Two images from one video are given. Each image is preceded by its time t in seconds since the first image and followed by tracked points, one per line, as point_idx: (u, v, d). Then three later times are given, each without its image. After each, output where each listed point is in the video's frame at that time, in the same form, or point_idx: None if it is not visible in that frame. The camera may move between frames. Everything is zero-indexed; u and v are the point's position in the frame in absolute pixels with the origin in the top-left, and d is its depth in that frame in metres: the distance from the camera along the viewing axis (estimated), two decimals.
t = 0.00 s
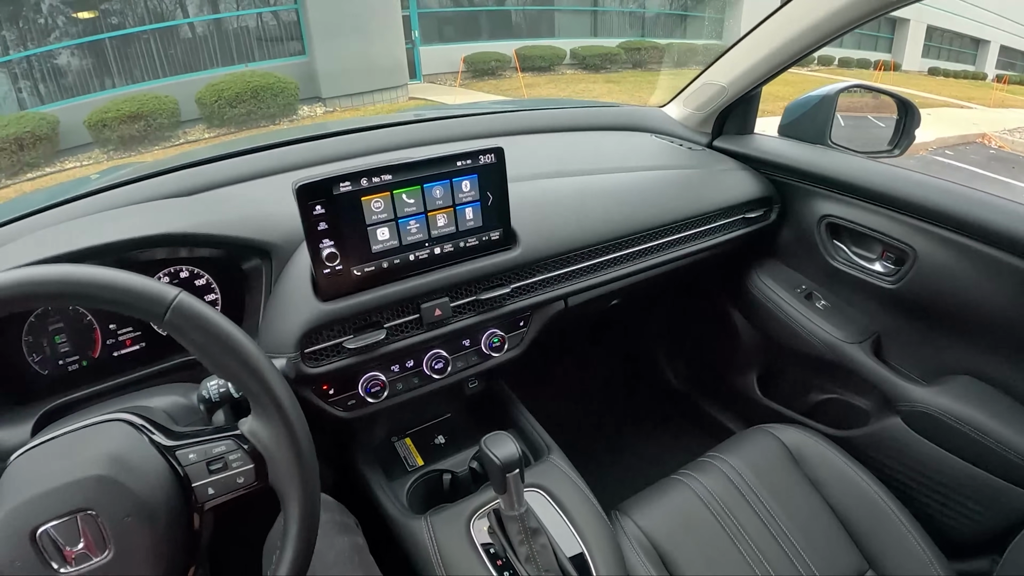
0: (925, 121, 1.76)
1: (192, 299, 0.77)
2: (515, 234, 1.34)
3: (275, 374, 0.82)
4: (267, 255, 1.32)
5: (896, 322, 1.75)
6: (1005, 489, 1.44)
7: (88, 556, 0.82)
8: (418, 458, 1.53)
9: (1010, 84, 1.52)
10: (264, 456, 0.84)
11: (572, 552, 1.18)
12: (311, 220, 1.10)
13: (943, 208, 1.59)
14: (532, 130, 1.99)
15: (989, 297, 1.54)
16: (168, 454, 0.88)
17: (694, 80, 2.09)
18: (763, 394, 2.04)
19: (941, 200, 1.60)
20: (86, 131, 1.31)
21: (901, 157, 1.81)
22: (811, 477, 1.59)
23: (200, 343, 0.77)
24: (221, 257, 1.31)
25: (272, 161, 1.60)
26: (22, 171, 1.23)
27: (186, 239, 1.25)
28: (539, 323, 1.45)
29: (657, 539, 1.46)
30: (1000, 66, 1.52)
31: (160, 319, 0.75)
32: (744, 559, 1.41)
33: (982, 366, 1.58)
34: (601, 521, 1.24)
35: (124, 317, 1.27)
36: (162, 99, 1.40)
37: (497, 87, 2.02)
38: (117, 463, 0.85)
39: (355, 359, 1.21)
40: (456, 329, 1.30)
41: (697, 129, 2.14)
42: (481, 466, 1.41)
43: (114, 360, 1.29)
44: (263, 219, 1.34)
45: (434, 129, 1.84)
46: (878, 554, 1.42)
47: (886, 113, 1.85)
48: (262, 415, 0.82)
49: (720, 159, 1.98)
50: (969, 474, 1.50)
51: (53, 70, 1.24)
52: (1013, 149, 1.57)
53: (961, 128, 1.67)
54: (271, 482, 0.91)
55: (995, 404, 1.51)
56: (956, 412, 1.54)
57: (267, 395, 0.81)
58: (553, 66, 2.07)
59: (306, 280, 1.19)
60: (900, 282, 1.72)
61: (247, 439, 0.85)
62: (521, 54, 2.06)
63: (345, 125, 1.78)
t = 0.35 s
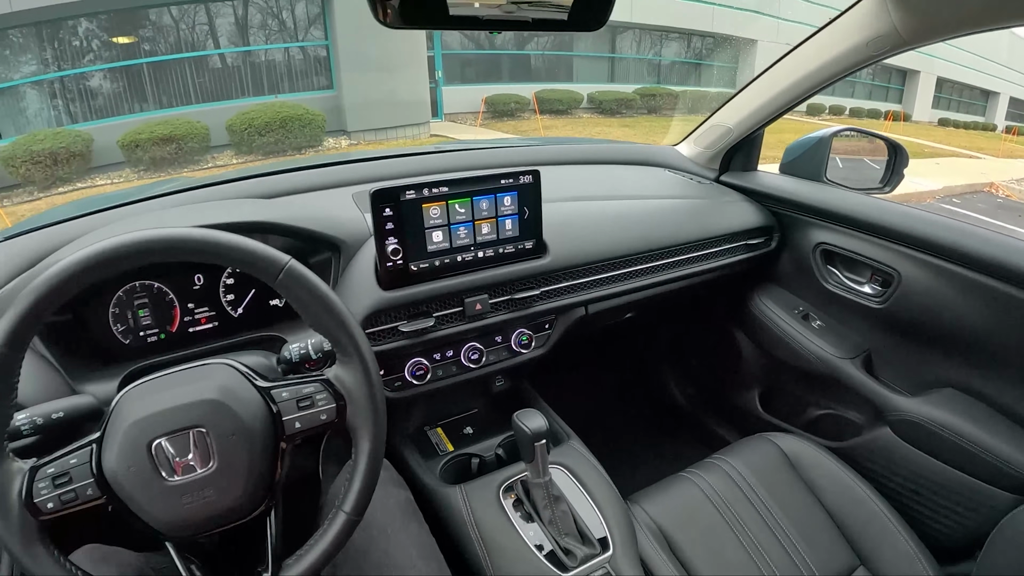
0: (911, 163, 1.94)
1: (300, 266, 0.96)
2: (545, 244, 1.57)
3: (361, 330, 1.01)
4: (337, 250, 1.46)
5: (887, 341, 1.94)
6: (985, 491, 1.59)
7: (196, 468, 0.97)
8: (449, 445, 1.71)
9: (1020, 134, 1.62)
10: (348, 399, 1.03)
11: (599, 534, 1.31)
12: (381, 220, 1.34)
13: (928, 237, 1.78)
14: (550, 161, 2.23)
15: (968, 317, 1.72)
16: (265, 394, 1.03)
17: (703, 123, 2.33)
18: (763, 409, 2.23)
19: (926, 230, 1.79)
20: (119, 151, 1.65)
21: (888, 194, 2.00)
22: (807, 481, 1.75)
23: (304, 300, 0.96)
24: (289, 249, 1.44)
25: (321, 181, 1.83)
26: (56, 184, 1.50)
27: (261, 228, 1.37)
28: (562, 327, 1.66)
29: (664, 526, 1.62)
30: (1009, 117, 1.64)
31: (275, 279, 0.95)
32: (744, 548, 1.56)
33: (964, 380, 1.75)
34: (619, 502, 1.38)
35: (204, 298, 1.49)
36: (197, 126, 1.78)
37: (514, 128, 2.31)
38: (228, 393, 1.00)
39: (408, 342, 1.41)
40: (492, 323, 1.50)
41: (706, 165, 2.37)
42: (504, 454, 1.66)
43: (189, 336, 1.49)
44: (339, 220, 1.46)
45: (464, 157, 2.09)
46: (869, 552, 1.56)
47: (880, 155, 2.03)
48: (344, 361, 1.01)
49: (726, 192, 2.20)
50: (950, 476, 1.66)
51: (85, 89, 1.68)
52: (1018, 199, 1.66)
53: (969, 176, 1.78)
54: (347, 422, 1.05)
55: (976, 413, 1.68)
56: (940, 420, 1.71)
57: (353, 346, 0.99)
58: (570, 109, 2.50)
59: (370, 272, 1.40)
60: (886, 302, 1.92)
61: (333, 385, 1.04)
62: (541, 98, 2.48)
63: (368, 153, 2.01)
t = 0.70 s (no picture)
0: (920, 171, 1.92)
1: (318, 265, 0.93)
2: (560, 247, 1.56)
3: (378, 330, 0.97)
4: (350, 250, 1.44)
5: (898, 348, 1.92)
6: (999, 498, 1.57)
7: (210, 470, 0.95)
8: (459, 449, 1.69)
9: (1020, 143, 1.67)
10: (365, 401, 1.00)
11: (614, 539, 1.28)
12: (396, 221, 1.32)
13: (941, 244, 1.77)
14: (559, 164, 2.22)
15: (981, 324, 1.70)
16: (280, 395, 1.00)
17: (712, 129, 2.31)
18: (774, 417, 2.21)
19: (939, 236, 1.78)
20: (123, 153, 1.64)
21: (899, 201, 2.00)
22: (819, 487, 1.73)
23: (322, 300, 0.94)
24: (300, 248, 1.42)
25: (330, 181, 1.82)
26: (59, 185, 1.48)
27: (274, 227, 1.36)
28: (575, 331, 1.64)
29: (677, 533, 1.60)
30: (1011, 126, 1.67)
31: (291, 279, 0.92)
32: (756, 555, 1.54)
33: (978, 387, 1.73)
34: (633, 508, 1.36)
35: (213, 298, 1.47)
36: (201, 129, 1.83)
37: (518, 134, 2.32)
38: (243, 394, 0.98)
39: (422, 344, 1.39)
40: (505, 326, 1.49)
41: (717, 170, 2.36)
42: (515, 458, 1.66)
43: (199, 337, 1.47)
44: (350, 219, 1.45)
45: (473, 159, 2.09)
46: (882, 560, 1.53)
47: (890, 165, 2.04)
48: (363, 364, 0.98)
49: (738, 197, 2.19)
50: (961, 482, 1.65)
51: (89, 92, 1.63)
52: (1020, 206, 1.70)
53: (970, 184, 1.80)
54: (365, 424, 1.02)
55: (989, 420, 1.66)
56: (952, 426, 1.69)
57: (370, 346, 0.96)
58: (573, 114, 2.52)
59: (384, 274, 1.38)
60: (898, 308, 1.91)
61: (349, 387, 1.00)
62: (544, 103, 2.51)
63: (375, 156, 2.01)
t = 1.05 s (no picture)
0: (953, 177, 1.83)
1: (290, 305, 0.81)
2: (572, 268, 1.45)
3: (360, 381, 0.85)
4: (336, 276, 1.33)
5: (930, 375, 1.77)
6: None
7: (163, 558, 0.81)
8: (459, 489, 1.59)
9: (1020, 145, 1.72)
10: (347, 466, 0.87)
11: None
12: (388, 243, 1.18)
13: (974, 263, 1.64)
14: (567, 174, 2.08)
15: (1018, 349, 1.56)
16: (249, 460, 0.89)
17: (733, 134, 2.18)
18: (791, 442, 2.08)
19: (972, 254, 1.65)
20: (118, 153, 1.61)
21: (929, 214, 1.86)
22: (844, 523, 1.57)
23: (296, 348, 0.81)
24: (282, 273, 1.34)
25: (318, 193, 1.67)
26: (54, 186, 1.46)
27: (252, 252, 1.27)
28: (585, 360, 1.57)
29: None
30: (1011, 128, 1.73)
31: (259, 324, 0.79)
32: None
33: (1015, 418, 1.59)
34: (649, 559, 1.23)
35: (184, 328, 1.35)
36: (197, 129, 1.73)
37: (520, 136, 2.16)
38: (201, 463, 0.86)
39: (416, 383, 1.26)
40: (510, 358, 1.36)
41: (736, 180, 2.22)
42: (520, 497, 1.57)
43: (171, 369, 1.36)
44: (334, 240, 1.34)
45: (473, 166, 1.94)
46: None
47: (913, 172, 1.94)
48: (347, 425, 0.86)
49: (758, 211, 2.05)
50: (997, 519, 1.52)
51: (87, 91, 1.66)
52: None
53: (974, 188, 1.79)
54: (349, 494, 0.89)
55: None
56: (987, 460, 1.55)
57: (355, 404, 0.84)
58: (573, 116, 2.36)
59: (374, 304, 1.25)
60: (933, 333, 1.75)
61: (328, 450, 0.87)
62: (544, 103, 2.33)
63: (372, 162, 1.87)
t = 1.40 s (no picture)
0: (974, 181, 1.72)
1: (256, 338, 0.73)
2: (581, 284, 1.38)
3: (338, 425, 0.77)
4: (321, 291, 1.28)
5: (953, 393, 1.66)
6: None
7: None
8: (458, 519, 1.48)
9: (1020, 147, 1.63)
10: (326, 523, 0.80)
11: None
12: (377, 257, 1.08)
13: (999, 273, 1.53)
14: (574, 177, 1.96)
15: None
16: (214, 517, 0.83)
17: (746, 137, 2.06)
18: (806, 459, 1.95)
19: (996, 264, 1.55)
20: (114, 153, 1.49)
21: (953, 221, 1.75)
22: (863, 551, 1.30)
23: (265, 389, 0.72)
24: (264, 290, 1.28)
25: (306, 198, 1.56)
26: (49, 187, 1.35)
27: (229, 268, 1.22)
28: (594, 381, 1.45)
29: None
30: (1010, 129, 1.64)
31: (221, 360, 0.71)
32: None
33: None
34: None
35: (154, 348, 1.23)
36: (193, 128, 1.61)
37: (519, 137, 2.07)
38: (156, 525, 0.80)
39: (410, 411, 1.21)
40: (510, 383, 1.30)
41: (750, 185, 2.11)
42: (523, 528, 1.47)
43: (143, 395, 1.25)
44: (322, 251, 1.31)
45: (472, 168, 1.82)
46: None
47: (929, 177, 1.82)
48: (326, 478, 0.78)
49: (773, 218, 1.93)
50: None
51: (87, 91, 1.49)
52: None
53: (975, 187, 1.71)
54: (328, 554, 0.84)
55: None
56: (1015, 484, 1.45)
57: (334, 454, 0.76)
58: (572, 117, 2.27)
59: (363, 323, 1.19)
60: (961, 348, 1.63)
61: (306, 504, 0.82)
62: (544, 104, 2.24)
63: (372, 164, 1.74)
